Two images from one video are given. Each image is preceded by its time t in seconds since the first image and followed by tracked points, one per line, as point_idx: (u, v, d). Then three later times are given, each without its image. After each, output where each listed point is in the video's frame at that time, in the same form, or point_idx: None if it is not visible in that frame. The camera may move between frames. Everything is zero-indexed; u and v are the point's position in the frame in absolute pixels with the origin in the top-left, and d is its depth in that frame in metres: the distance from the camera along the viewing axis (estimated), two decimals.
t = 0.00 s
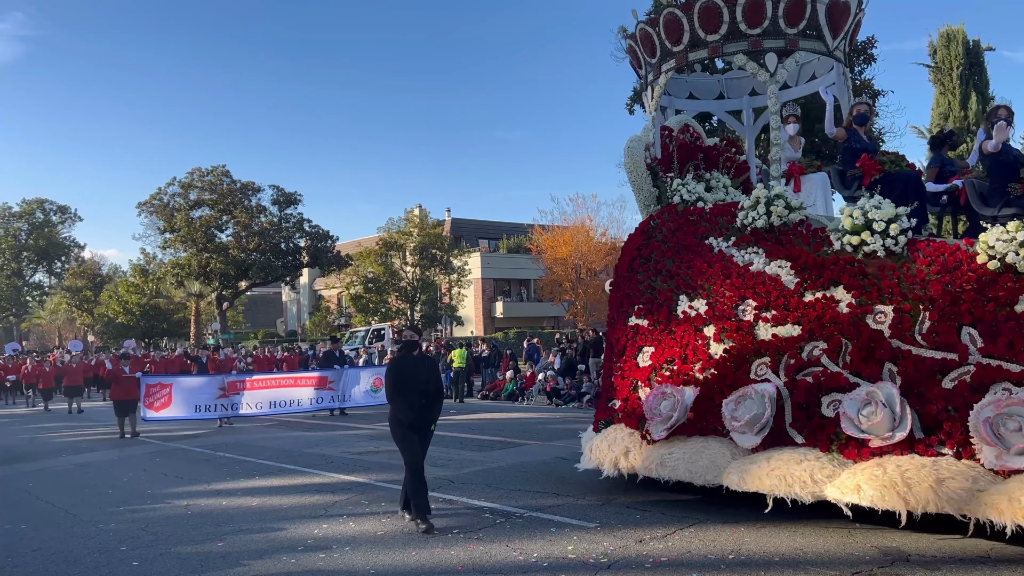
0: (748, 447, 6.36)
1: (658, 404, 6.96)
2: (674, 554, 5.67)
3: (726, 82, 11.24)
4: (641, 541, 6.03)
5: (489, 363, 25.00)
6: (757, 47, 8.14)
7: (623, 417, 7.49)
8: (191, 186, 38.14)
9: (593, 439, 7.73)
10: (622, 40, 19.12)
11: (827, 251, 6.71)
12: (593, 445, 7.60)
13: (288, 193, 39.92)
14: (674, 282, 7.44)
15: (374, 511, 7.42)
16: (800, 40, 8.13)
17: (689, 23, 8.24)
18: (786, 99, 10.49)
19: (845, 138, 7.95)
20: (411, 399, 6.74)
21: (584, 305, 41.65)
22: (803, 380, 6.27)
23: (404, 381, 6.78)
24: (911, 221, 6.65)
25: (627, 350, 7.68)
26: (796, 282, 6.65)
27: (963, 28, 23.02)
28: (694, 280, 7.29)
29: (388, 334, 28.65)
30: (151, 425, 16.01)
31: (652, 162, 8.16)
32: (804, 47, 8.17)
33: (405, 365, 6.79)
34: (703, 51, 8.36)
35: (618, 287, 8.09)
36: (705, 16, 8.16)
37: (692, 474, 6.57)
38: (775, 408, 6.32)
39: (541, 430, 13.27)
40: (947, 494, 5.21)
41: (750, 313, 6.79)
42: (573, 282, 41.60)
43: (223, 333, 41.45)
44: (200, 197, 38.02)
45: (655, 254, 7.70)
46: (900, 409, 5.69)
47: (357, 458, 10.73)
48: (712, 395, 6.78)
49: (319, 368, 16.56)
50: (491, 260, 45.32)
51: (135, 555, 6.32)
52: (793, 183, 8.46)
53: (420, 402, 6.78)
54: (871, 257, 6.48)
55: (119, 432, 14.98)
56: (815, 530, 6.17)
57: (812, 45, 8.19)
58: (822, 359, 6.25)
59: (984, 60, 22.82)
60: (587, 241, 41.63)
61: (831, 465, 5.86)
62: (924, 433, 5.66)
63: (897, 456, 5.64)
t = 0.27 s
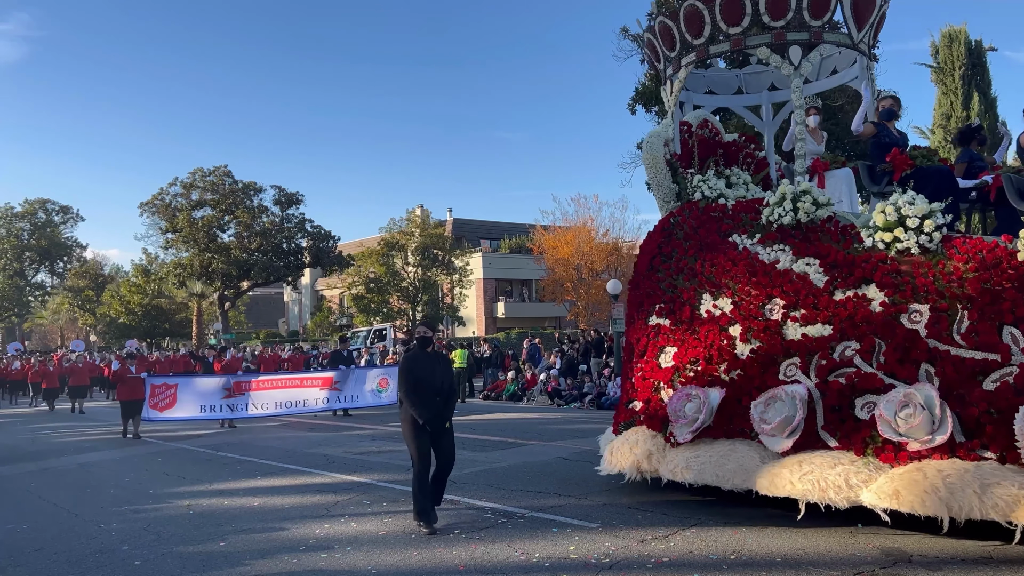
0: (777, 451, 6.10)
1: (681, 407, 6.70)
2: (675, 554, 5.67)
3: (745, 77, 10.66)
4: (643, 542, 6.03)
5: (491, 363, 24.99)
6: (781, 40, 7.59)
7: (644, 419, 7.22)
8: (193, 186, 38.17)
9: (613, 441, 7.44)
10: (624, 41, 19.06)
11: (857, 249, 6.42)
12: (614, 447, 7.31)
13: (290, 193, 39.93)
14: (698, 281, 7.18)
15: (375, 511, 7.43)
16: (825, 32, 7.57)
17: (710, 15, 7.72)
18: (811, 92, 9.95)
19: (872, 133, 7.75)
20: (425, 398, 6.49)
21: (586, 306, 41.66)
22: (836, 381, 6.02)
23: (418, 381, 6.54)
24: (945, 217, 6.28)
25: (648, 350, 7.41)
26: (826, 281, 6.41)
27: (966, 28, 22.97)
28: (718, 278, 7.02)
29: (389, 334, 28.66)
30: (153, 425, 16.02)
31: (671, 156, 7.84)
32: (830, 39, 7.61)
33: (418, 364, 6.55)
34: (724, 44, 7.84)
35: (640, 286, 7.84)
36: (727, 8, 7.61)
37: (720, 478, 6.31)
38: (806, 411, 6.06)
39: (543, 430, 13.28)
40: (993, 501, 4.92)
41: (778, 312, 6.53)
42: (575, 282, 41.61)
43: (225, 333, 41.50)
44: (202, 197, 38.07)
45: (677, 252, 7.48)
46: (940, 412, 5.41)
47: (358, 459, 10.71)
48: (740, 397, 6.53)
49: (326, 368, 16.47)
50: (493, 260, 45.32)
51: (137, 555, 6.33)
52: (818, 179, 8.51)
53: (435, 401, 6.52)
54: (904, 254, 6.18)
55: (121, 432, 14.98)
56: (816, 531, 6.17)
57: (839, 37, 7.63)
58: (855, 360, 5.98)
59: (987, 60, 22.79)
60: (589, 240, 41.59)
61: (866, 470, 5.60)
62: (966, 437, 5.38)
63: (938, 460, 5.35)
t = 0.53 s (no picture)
0: (809, 453, 5.79)
1: (707, 408, 6.39)
2: (677, 555, 5.67)
3: (764, 73, 10.62)
4: (644, 542, 6.04)
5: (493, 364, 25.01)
6: (806, 31, 7.23)
7: (667, 421, 6.84)
8: (195, 186, 38.21)
9: (634, 444, 7.05)
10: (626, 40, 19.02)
11: (890, 245, 6.36)
12: (635, 448, 6.94)
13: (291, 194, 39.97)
14: (722, 279, 6.92)
15: (377, 511, 7.43)
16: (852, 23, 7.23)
17: (734, 6, 7.44)
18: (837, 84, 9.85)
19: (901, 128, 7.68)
20: (445, 402, 6.36)
21: (587, 306, 41.71)
22: (871, 381, 5.74)
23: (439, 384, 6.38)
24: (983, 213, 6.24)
25: (670, 349, 7.01)
26: (857, 279, 6.26)
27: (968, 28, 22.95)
28: (744, 276, 6.77)
29: (391, 334, 28.70)
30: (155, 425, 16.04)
31: (692, 153, 7.79)
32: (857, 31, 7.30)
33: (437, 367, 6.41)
34: (748, 36, 7.55)
35: (661, 285, 7.53)
36: None
37: (748, 482, 6.02)
38: (840, 412, 5.76)
39: (544, 430, 13.29)
40: None
41: (809, 310, 6.28)
42: (576, 282, 41.65)
43: (226, 333, 41.54)
44: (204, 197, 38.12)
45: (701, 249, 7.27)
46: (985, 414, 5.14)
47: (360, 459, 10.71)
48: (768, 398, 6.21)
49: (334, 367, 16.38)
50: (494, 260, 45.33)
51: (139, 554, 6.34)
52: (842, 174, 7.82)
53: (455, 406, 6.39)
54: (938, 250, 6.09)
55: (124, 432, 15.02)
56: (818, 531, 6.17)
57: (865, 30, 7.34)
58: (891, 360, 5.73)
59: (988, 60, 22.80)
60: (590, 241, 41.60)
61: (905, 473, 5.31)
62: (1010, 440, 5.13)
63: (981, 464, 5.10)
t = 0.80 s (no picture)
0: (842, 455, 5.61)
1: (734, 409, 6.25)
2: (679, 555, 5.67)
3: (785, 66, 10.17)
4: (646, 542, 6.04)
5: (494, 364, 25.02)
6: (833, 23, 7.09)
7: (691, 423, 6.67)
8: (197, 186, 38.26)
9: (657, 445, 6.92)
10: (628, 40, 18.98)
11: (926, 240, 6.25)
12: (659, 451, 6.83)
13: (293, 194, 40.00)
14: (748, 276, 6.80)
15: (378, 511, 7.43)
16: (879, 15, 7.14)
17: None
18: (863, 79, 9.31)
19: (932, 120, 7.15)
20: (468, 399, 6.17)
21: (589, 306, 41.69)
22: (909, 381, 5.56)
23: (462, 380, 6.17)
24: None
25: (693, 349, 6.86)
26: (891, 276, 6.15)
27: (970, 27, 22.94)
28: (772, 273, 6.68)
29: (393, 334, 28.72)
30: (156, 425, 16.07)
31: (714, 146, 7.70)
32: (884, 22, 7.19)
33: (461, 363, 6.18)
34: (772, 28, 7.41)
35: (684, 283, 7.38)
36: None
37: (779, 485, 5.87)
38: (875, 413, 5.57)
39: (546, 430, 13.28)
40: None
41: (840, 307, 6.17)
42: (578, 282, 41.63)
43: (228, 333, 41.56)
44: (205, 198, 38.15)
45: (725, 246, 7.15)
46: None
47: (362, 459, 10.72)
48: (798, 398, 6.06)
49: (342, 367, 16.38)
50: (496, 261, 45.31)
51: (140, 554, 6.35)
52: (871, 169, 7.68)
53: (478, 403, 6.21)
54: (975, 246, 5.99)
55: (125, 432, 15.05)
56: (821, 531, 6.17)
57: (893, 21, 7.22)
58: (929, 359, 5.54)
59: (991, 60, 22.80)
60: (592, 241, 41.58)
61: (945, 477, 5.09)
62: None
63: None
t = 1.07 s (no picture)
0: (878, 457, 5.55)
1: (763, 409, 6.26)
2: (680, 555, 5.66)
3: (804, 62, 10.56)
4: (647, 542, 6.02)
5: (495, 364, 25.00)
6: (860, 14, 6.92)
7: (718, 424, 6.66)
8: (198, 186, 38.30)
9: (680, 448, 6.93)
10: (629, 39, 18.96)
11: (962, 236, 6.15)
12: (682, 453, 6.86)
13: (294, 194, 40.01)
14: (776, 273, 6.75)
15: (379, 511, 7.44)
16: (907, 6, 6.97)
17: None
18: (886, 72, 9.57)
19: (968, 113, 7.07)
20: (484, 402, 6.06)
21: (589, 306, 41.66)
22: (948, 381, 5.46)
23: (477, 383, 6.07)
24: None
25: (718, 347, 6.81)
26: (926, 272, 6.05)
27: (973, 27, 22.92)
28: (799, 270, 6.61)
29: (394, 334, 28.72)
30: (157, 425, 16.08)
31: (736, 141, 7.73)
32: (912, 14, 7.02)
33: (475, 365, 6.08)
34: (797, 19, 7.22)
35: (708, 280, 7.32)
36: None
37: (811, 488, 5.77)
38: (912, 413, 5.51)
39: (548, 430, 13.26)
40: None
41: (873, 305, 6.10)
42: (579, 282, 41.65)
43: (229, 333, 41.55)
44: (207, 198, 38.18)
45: (751, 243, 7.09)
46: None
47: (364, 459, 10.71)
48: (830, 399, 6.04)
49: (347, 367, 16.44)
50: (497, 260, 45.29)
51: (142, 554, 6.35)
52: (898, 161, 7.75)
53: (495, 406, 6.09)
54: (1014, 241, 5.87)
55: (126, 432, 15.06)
56: (823, 531, 6.16)
57: (920, 12, 7.05)
58: (969, 358, 5.45)
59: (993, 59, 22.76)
60: (593, 241, 41.53)
61: (989, 480, 4.99)
62: None
63: None
